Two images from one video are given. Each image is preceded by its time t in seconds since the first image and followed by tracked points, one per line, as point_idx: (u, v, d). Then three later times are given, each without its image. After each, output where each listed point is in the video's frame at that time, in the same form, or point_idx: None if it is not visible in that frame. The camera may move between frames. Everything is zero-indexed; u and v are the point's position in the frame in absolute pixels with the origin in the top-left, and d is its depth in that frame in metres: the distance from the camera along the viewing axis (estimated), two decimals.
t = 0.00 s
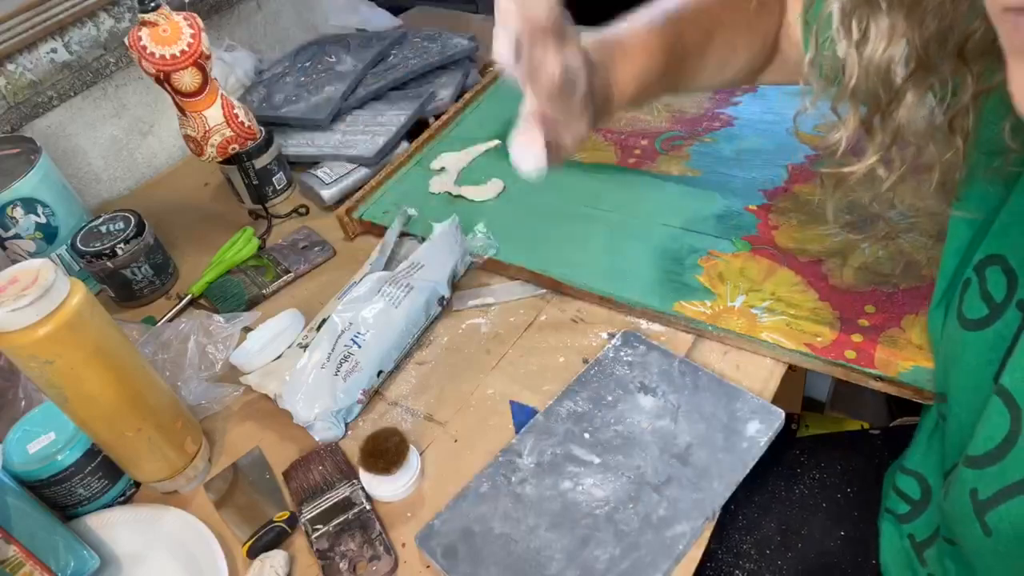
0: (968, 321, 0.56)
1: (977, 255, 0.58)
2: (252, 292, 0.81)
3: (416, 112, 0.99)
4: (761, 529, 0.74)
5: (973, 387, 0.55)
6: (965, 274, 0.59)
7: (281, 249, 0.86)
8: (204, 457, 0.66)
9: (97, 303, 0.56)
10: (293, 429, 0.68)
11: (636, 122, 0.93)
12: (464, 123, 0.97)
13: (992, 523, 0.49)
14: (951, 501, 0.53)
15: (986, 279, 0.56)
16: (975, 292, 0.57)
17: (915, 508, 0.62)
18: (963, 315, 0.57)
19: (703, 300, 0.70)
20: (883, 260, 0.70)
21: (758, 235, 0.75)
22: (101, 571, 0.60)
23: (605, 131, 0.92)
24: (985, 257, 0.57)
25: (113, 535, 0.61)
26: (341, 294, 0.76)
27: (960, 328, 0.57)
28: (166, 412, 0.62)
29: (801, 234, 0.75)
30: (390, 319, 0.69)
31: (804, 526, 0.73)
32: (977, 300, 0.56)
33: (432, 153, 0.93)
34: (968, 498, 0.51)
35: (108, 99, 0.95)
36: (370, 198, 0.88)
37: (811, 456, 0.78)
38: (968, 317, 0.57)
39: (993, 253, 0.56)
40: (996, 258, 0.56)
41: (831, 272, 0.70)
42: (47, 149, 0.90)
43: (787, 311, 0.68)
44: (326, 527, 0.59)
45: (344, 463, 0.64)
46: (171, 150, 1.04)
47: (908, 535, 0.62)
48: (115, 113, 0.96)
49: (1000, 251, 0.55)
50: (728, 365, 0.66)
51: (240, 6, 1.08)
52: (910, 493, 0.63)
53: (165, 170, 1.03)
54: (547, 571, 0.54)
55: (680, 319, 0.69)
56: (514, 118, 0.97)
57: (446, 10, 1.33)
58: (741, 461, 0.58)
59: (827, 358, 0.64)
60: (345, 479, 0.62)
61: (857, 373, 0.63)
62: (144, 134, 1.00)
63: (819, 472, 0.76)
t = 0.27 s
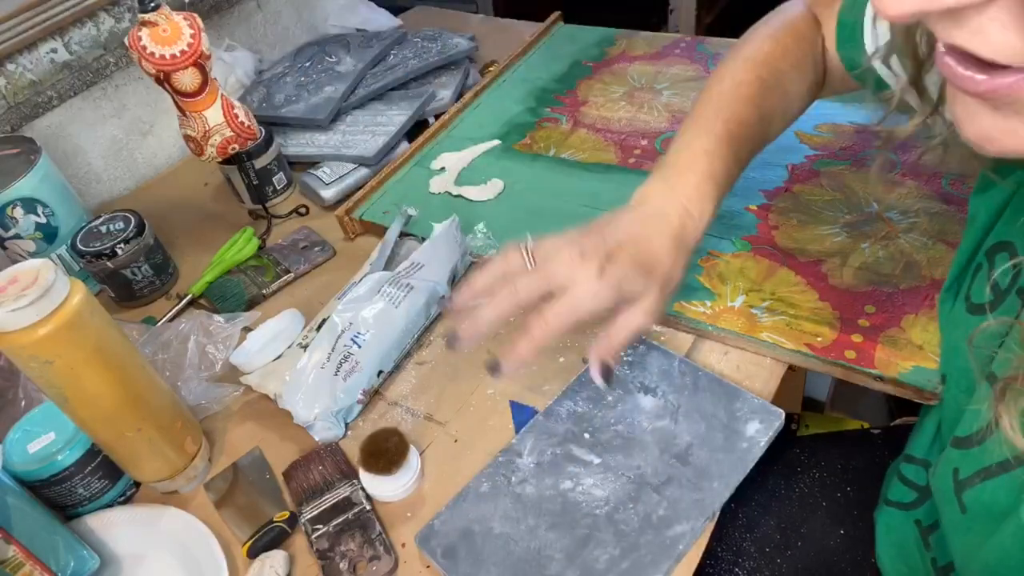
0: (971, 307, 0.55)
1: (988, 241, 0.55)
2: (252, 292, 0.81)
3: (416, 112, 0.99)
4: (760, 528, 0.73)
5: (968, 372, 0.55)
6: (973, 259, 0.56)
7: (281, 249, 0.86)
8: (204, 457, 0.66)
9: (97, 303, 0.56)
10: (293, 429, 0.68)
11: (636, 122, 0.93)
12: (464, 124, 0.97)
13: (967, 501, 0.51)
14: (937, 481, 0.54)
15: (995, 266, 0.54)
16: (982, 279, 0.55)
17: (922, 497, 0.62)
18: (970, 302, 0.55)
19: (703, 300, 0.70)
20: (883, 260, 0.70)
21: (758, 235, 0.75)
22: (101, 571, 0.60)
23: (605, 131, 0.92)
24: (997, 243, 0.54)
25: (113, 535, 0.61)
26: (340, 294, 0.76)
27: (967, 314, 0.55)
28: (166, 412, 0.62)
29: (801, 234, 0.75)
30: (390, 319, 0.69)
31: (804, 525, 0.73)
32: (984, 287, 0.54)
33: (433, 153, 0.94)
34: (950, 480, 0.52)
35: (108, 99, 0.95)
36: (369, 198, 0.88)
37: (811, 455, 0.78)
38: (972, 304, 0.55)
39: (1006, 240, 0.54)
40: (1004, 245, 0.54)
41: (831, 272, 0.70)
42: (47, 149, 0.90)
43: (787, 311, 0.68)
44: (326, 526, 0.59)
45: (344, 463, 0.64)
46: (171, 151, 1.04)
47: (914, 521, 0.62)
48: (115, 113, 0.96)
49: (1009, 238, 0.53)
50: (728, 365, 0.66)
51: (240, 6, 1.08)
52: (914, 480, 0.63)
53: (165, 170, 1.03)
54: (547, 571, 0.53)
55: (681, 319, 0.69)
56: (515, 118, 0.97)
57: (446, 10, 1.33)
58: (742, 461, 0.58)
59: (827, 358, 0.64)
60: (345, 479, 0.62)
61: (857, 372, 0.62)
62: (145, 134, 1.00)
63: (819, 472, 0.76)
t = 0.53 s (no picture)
0: (967, 319, 0.57)
1: (981, 254, 0.58)
2: (252, 292, 0.81)
3: (416, 112, 0.99)
4: (760, 532, 0.73)
5: (973, 384, 0.56)
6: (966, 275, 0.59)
7: (281, 249, 0.86)
8: (204, 457, 0.66)
9: (97, 303, 0.56)
10: (293, 429, 0.68)
11: (636, 122, 0.93)
12: (464, 124, 0.98)
13: (992, 518, 0.49)
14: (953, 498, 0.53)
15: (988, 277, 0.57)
16: (978, 291, 0.57)
17: (923, 506, 0.62)
18: (966, 314, 0.57)
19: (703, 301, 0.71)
20: (882, 260, 0.70)
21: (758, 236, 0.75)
22: (101, 571, 0.60)
23: (604, 131, 0.92)
24: (989, 255, 0.57)
25: (113, 535, 0.61)
26: (340, 293, 0.76)
27: (964, 324, 0.57)
28: (166, 412, 0.62)
29: (801, 234, 0.75)
30: (390, 319, 0.69)
31: (804, 530, 0.73)
32: (979, 298, 0.57)
33: (433, 153, 0.94)
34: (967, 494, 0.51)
35: (108, 99, 0.95)
36: (369, 198, 0.88)
37: (811, 458, 0.78)
38: (970, 315, 0.57)
39: (997, 252, 0.57)
40: (997, 256, 0.56)
41: (831, 272, 0.70)
42: (48, 149, 0.90)
43: (787, 311, 0.68)
44: (326, 527, 0.59)
45: (344, 463, 0.64)
46: (171, 151, 1.04)
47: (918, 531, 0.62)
48: (115, 113, 0.96)
49: (1002, 247, 0.56)
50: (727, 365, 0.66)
51: (240, 6, 1.08)
52: (917, 490, 0.63)
53: (165, 170, 1.03)
54: (547, 571, 0.53)
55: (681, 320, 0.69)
56: (515, 118, 0.97)
57: (446, 10, 1.33)
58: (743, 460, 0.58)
59: (826, 358, 0.64)
60: (345, 479, 0.62)
61: (856, 372, 0.63)
62: (144, 134, 1.00)
63: (819, 475, 0.76)
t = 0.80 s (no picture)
0: (950, 333, 0.56)
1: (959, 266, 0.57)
2: (252, 292, 0.81)
3: (416, 112, 0.99)
4: (761, 532, 0.73)
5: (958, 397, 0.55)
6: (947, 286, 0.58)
7: (281, 249, 0.86)
8: (204, 457, 0.66)
9: (97, 302, 0.56)
10: (293, 429, 0.68)
11: (636, 122, 0.93)
12: (464, 124, 0.98)
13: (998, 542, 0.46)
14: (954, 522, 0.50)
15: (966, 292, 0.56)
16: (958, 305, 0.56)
17: (920, 513, 0.62)
18: (948, 328, 0.56)
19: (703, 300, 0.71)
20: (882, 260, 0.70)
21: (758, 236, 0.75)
22: (101, 571, 0.60)
23: (604, 131, 0.92)
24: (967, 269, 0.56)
25: (113, 535, 0.61)
26: (341, 293, 0.76)
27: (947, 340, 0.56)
28: (166, 412, 0.62)
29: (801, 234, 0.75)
30: (390, 319, 0.69)
31: (805, 530, 0.73)
32: (959, 312, 0.56)
33: (433, 153, 0.94)
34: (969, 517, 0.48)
35: (108, 99, 0.95)
36: (369, 198, 0.88)
37: (811, 457, 0.78)
38: (950, 329, 0.56)
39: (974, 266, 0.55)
40: (974, 270, 0.55)
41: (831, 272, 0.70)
42: (47, 149, 0.90)
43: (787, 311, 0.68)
44: (326, 526, 0.59)
45: (344, 463, 0.64)
46: (171, 151, 1.04)
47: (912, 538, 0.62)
48: (115, 113, 0.96)
49: (975, 260, 0.55)
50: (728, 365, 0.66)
51: (240, 6, 1.08)
52: (913, 496, 0.62)
53: (165, 170, 1.03)
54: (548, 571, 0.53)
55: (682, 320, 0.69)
56: (515, 118, 0.97)
57: (446, 9, 1.33)
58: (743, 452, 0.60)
59: (826, 358, 0.64)
60: (345, 479, 0.62)
61: (856, 372, 0.63)
62: (144, 134, 1.00)
63: (819, 475, 0.76)
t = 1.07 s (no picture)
0: (958, 333, 0.53)
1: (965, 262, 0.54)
2: (252, 292, 0.81)
3: (416, 112, 0.99)
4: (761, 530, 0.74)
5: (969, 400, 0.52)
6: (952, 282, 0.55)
7: (281, 249, 0.86)
8: (204, 457, 0.66)
9: (97, 302, 0.56)
10: (293, 429, 0.68)
11: (636, 122, 0.93)
12: (464, 123, 0.98)
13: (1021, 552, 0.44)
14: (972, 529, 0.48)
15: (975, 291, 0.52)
16: (965, 304, 0.53)
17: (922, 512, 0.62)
18: (956, 328, 0.54)
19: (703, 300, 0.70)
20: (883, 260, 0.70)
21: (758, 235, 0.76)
22: (101, 571, 0.60)
23: (604, 131, 0.92)
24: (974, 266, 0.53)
25: (113, 535, 0.61)
26: (341, 294, 0.76)
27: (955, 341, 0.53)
28: (166, 412, 0.62)
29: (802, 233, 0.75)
30: (390, 319, 0.69)
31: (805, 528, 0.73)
32: (967, 312, 0.53)
33: (433, 153, 0.94)
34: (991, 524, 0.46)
35: (109, 99, 0.95)
36: (369, 198, 0.88)
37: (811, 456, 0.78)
38: (960, 328, 0.53)
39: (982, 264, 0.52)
40: (982, 268, 0.52)
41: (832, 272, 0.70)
42: (47, 149, 0.90)
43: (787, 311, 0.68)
44: (326, 526, 0.59)
45: (344, 463, 0.64)
46: (171, 151, 1.04)
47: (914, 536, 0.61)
48: (115, 112, 0.96)
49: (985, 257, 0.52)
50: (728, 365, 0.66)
51: (240, 6, 1.08)
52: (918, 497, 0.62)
53: (165, 170, 1.03)
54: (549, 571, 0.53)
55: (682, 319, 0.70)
56: (515, 118, 0.97)
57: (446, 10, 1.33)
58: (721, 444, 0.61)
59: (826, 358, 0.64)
60: (345, 479, 0.62)
61: (857, 373, 0.63)
62: (145, 134, 1.01)
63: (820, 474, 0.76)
